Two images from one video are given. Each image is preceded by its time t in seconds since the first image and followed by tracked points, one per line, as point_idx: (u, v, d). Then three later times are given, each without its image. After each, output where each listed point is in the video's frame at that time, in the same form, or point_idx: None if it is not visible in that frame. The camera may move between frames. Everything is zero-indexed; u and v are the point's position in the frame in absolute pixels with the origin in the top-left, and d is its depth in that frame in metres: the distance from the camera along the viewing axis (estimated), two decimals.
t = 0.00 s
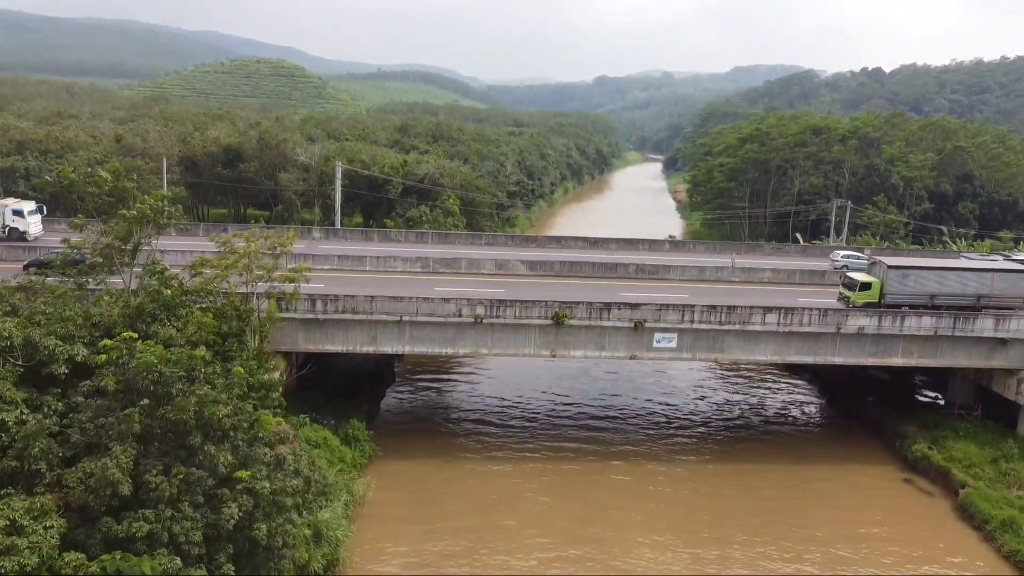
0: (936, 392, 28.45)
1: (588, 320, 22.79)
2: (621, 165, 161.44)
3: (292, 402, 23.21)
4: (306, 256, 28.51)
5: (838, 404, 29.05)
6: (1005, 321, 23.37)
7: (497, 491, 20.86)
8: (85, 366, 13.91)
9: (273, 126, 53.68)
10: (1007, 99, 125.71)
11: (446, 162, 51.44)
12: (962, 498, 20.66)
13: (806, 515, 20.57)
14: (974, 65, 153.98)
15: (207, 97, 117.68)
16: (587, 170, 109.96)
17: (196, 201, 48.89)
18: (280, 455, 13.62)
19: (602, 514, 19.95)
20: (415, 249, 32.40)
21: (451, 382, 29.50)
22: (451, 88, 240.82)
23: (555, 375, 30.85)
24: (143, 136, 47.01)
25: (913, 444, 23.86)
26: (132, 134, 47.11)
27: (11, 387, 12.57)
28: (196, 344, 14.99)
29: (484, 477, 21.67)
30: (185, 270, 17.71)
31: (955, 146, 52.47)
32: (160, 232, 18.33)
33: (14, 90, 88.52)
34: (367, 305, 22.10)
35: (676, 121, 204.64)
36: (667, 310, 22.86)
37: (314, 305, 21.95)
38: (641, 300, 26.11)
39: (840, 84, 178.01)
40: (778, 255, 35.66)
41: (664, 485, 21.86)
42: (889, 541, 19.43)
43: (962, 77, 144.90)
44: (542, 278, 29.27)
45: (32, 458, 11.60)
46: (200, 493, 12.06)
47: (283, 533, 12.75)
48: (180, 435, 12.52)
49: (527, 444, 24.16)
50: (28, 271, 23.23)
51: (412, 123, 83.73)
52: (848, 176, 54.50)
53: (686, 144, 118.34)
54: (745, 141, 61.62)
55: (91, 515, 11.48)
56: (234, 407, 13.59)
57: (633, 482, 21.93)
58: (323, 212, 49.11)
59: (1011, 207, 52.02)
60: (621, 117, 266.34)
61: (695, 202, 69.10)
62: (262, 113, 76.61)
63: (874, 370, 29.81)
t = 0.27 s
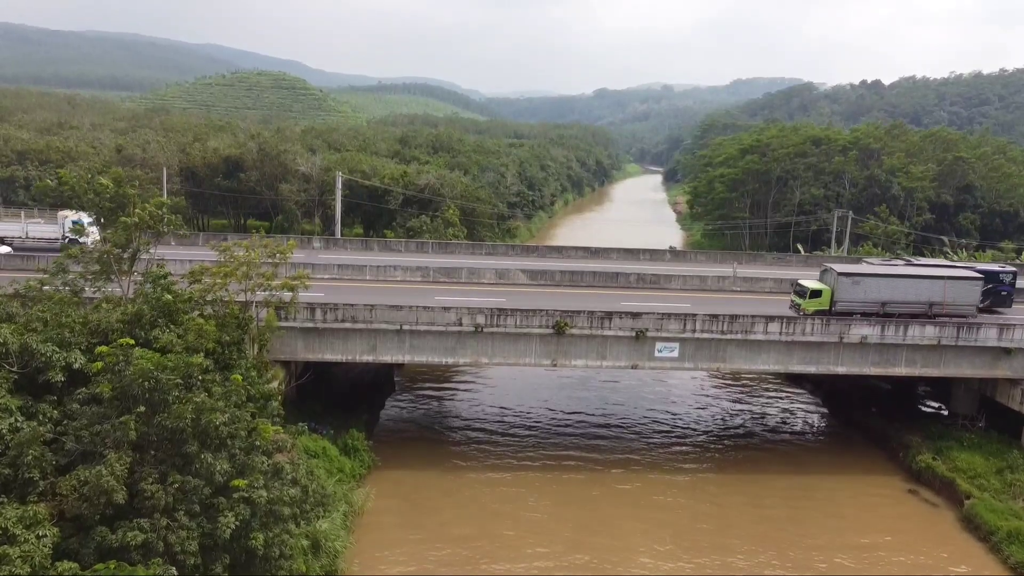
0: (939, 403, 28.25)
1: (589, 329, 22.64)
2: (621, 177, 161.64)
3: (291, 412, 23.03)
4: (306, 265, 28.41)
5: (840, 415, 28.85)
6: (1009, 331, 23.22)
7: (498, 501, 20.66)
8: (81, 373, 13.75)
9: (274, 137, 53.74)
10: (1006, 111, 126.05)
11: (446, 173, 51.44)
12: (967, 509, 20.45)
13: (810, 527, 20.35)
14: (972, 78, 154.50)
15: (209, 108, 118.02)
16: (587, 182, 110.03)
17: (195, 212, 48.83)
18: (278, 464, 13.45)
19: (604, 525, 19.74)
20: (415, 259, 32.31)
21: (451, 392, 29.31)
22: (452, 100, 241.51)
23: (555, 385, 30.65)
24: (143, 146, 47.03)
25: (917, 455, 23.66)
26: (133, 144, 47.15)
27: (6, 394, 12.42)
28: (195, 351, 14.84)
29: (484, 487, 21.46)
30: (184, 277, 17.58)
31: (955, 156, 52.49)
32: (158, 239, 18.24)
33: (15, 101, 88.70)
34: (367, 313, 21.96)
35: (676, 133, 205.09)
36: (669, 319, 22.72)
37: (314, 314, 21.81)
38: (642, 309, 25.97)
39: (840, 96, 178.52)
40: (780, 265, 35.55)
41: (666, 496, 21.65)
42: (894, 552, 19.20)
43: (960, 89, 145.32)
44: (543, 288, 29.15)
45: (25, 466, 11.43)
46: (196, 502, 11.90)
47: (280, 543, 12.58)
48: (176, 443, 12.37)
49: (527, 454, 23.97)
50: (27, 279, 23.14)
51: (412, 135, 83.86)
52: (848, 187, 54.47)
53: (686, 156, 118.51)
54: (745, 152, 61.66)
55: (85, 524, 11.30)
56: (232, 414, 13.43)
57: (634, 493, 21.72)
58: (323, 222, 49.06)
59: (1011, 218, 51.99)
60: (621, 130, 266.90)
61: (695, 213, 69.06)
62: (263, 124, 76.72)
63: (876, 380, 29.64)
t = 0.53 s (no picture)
0: (942, 413, 28.03)
1: (590, 339, 22.44)
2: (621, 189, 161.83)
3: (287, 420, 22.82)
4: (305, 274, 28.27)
5: (843, 426, 28.61)
6: (1013, 341, 23.04)
7: (498, 513, 20.42)
8: (76, 381, 13.57)
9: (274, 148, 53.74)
10: (1005, 124, 126.33)
11: (446, 184, 51.41)
12: (973, 521, 20.21)
13: (814, 539, 20.11)
14: (971, 90, 155.01)
15: (209, 121, 118.27)
16: (587, 194, 110.07)
17: (195, 222, 48.74)
18: (274, 473, 13.25)
19: (606, 536, 19.49)
20: (415, 269, 32.17)
21: (451, 402, 29.08)
22: (452, 113, 242.12)
23: (556, 395, 30.42)
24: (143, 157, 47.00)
25: (921, 466, 23.42)
26: (133, 155, 47.13)
27: None
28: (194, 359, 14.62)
29: (484, 498, 21.22)
30: (182, 285, 17.41)
31: (956, 168, 52.48)
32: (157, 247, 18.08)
33: (16, 113, 88.87)
34: (366, 322, 21.77)
35: (676, 145, 205.44)
36: (670, 329, 22.54)
37: (312, 323, 21.63)
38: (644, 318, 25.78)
39: (839, 109, 179.00)
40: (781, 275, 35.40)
41: (668, 508, 21.41)
42: (899, 565, 18.96)
43: (959, 102, 145.72)
44: (544, 297, 28.98)
45: (17, 475, 11.23)
46: (191, 512, 11.72)
47: (276, 555, 12.38)
48: (171, 452, 12.19)
49: (528, 465, 23.76)
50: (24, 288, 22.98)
51: (412, 146, 83.92)
52: (849, 198, 54.42)
53: (687, 168, 118.63)
54: (745, 163, 61.66)
55: (77, 534, 11.12)
56: (229, 423, 13.25)
57: (636, 504, 21.48)
58: (323, 233, 48.97)
59: (1013, 229, 51.91)
60: (620, 142, 267.44)
61: (696, 224, 68.98)
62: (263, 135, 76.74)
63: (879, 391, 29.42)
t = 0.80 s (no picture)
0: (947, 425, 27.76)
1: (591, 348, 22.24)
2: (621, 201, 161.90)
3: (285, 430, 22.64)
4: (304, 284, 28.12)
5: (847, 437, 28.33)
6: (1018, 351, 22.81)
7: (498, 524, 20.13)
8: (69, 389, 13.36)
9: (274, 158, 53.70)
10: (1005, 136, 126.56)
11: (447, 194, 51.32)
12: (979, 533, 19.92)
13: (818, 551, 19.83)
14: (970, 103, 155.42)
15: (210, 132, 118.44)
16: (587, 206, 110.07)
17: (194, 232, 48.62)
18: (270, 483, 13.00)
19: (607, 549, 19.20)
20: (415, 278, 32.01)
21: (451, 412, 28.82)
22: (453, 125, 242.71)
23: (557, 406, 30.16)
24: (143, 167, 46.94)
25: (926, 478, 23.14)
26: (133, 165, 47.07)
27: None
28: (192, 366, 14.41)
29: (484, 510, 20.93)
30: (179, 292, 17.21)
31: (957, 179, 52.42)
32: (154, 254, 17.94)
33: (17, 125, 88.97)
34: (365, 331, 21.57)
35: (676, 158, 205.75)
36: (672, 338, 22.33)
37: (311, 332, 21.42)
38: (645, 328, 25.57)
39: (839, 121, 179.42)
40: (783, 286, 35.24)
41: (671, 520, 21.12)
42: None
43: (958, 114, 146.04)
44: (544, 307, 28.79)
45: (6, 484, 11.02)
46: (184, 523, 11.50)
47: (272, 567, 12.14)
48: (164, 462, 11.96)
49: (528, 476, 23.48)
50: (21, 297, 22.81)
51: (412, 158, 83.97)
52: (850, 209, 54.32)
53: (687, 180, 118.70)
54: (745, 174, 61.60)
55: (67, 545, 10.92)
56: (224, 431, 13.01)
57: (638, 516, 21.19)
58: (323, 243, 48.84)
59: (1015, 240, 51.77)
60: (620, 155, 267.92)
61: (696, 236, 68.88)
62: (263, 146, 76.80)
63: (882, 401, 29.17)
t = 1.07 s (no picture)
0: (952, 435, 27.43)
1: (592, 357, 21.96)
2: (621, 213, 161.91)
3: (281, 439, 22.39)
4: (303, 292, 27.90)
5: (851, 448, 28.00)
6: None
7: (498, 535, 19.79)
8: (59, 395, 13.11)
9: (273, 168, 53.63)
10: (1005, 148, 126.67)
11: (446, 204, 51.17)
12: (987, 545, 19.59)
13: (823, 563, 19.49)
14: (969, 115, 155.71)
15: (210, 144, 118.51)
16: (587, 217, 110.14)
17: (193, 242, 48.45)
18: (263, 492, 12.68)
19: (609, 560, 18.87)
20: (414, 287, 31.81)
21: (450, 422, 28.51)
22: (453, 138, 243.15)
23: (558, 415, 29.84)
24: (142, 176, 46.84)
25: (932, 489, 22.80)
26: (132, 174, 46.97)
27: None
28: (186, 372, 14.16)
29: (483, 521, 20.58)
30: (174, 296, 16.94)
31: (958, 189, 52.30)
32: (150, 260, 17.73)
33: (17, 135, 89.07)
34: (362, 340, 21.30)
35: (676, 170, 205.95)
36: (674, 347, 22.05)
37: (308, 340, 21.13)
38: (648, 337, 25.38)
39: (838, 133, 179.74)
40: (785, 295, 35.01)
41: (673, 531, 20.77)
42: None
43: (958, 127, 146.22)
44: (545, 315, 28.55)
45: None
46: (175, 533, 11.20)
47: None
48: (155, 469, 11.68)
49: (529, 486, 23.15)
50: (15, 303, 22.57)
51: (412, 169, 83.96)
52: (851, 220, 54.16)
53: (687, 191, 118.68)
54: (746, 185, 61.50)
55: (55, 555, 10.70)
56: (217, 437, 12.70)
57: (640, 527, 20.85)
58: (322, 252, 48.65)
59: (1017, 251, 51.56)
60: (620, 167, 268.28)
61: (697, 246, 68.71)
62: (263, 157, 76.86)
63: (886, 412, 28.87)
